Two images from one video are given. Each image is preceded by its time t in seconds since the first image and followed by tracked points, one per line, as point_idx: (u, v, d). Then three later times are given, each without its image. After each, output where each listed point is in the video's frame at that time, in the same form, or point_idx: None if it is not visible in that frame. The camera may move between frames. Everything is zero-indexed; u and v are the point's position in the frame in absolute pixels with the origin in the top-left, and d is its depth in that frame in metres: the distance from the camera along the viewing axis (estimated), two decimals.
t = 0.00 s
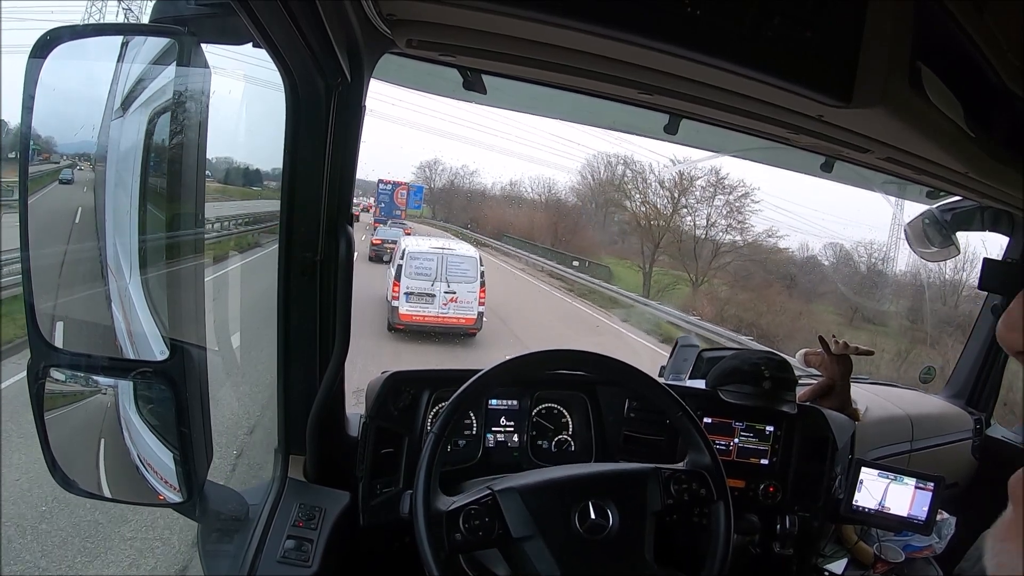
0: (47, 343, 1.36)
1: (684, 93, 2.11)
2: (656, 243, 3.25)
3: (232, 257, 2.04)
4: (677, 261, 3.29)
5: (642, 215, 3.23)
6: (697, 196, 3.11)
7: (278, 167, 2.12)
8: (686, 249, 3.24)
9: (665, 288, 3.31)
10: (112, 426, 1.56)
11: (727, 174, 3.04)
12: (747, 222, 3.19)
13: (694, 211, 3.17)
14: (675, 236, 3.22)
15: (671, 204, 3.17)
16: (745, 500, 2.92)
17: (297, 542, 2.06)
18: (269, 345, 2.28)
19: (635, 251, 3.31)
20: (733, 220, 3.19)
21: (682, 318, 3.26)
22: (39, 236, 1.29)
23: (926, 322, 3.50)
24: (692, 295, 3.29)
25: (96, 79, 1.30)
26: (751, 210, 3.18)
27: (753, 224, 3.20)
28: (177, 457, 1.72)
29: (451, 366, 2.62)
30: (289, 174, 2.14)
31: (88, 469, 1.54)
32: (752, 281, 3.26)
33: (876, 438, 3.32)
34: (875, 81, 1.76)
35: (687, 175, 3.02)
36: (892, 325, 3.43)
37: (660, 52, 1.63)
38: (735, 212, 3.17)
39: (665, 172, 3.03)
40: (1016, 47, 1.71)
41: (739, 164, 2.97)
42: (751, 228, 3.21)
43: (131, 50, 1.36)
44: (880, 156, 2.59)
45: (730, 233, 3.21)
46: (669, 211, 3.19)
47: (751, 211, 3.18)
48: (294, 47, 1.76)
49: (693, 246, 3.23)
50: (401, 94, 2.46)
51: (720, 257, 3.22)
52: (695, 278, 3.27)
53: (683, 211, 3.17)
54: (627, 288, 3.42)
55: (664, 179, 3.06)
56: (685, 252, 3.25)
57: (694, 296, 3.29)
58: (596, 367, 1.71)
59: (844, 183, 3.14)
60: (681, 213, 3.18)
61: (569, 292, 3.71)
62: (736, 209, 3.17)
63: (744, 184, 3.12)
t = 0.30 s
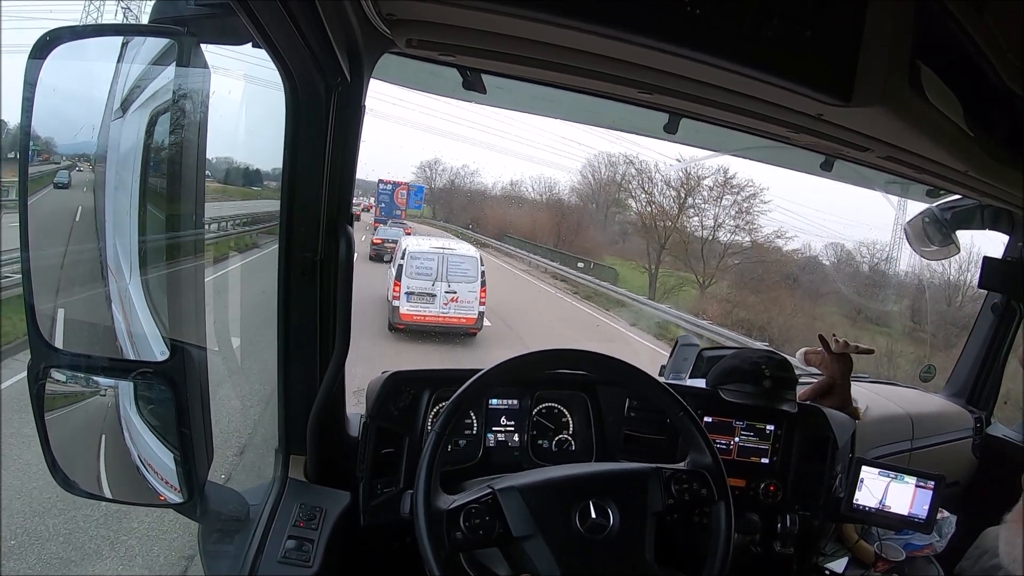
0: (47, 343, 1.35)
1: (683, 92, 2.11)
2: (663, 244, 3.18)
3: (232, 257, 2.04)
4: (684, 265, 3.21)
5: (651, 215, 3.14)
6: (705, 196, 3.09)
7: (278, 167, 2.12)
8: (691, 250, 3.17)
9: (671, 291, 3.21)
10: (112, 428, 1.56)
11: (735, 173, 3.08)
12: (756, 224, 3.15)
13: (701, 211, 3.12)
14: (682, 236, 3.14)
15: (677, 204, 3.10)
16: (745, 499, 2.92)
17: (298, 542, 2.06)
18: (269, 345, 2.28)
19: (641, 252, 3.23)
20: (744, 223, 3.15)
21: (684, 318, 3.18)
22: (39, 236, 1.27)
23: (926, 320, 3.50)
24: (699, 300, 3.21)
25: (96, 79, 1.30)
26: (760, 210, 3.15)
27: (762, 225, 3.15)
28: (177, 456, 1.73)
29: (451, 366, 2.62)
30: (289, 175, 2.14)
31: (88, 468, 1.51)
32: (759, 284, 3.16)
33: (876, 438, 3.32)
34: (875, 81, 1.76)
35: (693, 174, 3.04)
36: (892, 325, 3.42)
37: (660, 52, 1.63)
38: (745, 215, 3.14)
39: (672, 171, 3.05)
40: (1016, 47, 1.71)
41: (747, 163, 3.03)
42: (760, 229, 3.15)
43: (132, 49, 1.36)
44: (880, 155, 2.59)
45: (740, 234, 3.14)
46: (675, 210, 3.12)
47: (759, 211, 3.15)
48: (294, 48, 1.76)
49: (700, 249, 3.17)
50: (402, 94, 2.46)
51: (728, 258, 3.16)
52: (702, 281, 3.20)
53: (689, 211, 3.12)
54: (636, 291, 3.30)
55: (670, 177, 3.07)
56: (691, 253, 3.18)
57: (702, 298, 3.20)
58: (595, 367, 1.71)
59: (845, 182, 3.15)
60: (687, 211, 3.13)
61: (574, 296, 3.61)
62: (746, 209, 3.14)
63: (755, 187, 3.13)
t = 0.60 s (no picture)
0: (47, 343, 1.36)
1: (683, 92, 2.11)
2: (669, 244, 3.19)
3: (232, 257, 2.04)
4: (690, 266, 3.23)
5: (659, 216, 3.16)
6: (712, 197, 3.11)
7: (278, 167, 2.12)
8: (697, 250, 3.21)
9: (677, 293, 3.21)
10: (112, 427, 1.56)
11: (743, 174, 3.07)
12: (766, 225, 3.18)
13: (709, 211, 3.14)
14: (688, 237, 3.16)
15: (684, 204, 3.14)
16: (745, 499, 2.92)
17: (297, 542, 2.07)
18: (269, 345, 2.28)
19: (647, 254, 3.25)
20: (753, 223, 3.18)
21: (685, 319, 3.14)
22: (38, 236, 1.27)
23: (926, 320, 3.50)
24: (706, 303, 3.21)
25: (95, 79, 1.30)
26: (769, 210, 3.19)
27: (770, 226, 3.19)
28: (177, 456, 1.73)
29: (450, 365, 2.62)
30: (289, 175, 2.14)
31: (89, 467, 1.53)
32: (764, 284, 3.19)
33: (875, 438, 3.32)
34: (875, 81, 1.76)
35: (701, 174, 3.05)
36: (892, 325, 3.42)
37: (660, 52, 1.63)
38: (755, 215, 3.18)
39: (678, 171, 3.05)
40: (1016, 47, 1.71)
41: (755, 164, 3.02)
42: (768, 230, 3.19)
43: (131, 49, 1.36)
44: (880, 155, 2.59)
45: (749, 234, 3.17)
46: (681, 211, 3.15)
47: (769, 212, 3.19)
48: (294, 48, 1.76)
49: (706, 249, 3.19)
50: (402, 93, 2.45)
51: (738, 258, 3.17)
52: (708, 283, 3.21)
53: (694, 212, 3.15)
54: (640, 293, 3.32)
55: (677, 177, 3.08)
56: (698, 255, 3.21)
57: (710, 300, 3.20)
58: (595, 367, 1.71)
59: (845, 183, 3.15)
60: (691, 212, 3.15)
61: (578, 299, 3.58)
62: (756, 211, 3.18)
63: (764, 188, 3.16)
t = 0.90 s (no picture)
0: (47, 343, 1.35)
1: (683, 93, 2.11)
2: (674, 245, 3.27)
3: (233, 258, 2.04)
4: (696, 268, 3.28)
5: (665, 216, 3.24)
6: (721, 198, 3.16)
7: (278, 168, 2.12)
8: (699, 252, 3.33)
9: (683, 296, 3.25)
10: (112, 426, 1.56)
11: (752, 174, 3.09)
12: (775, 227, 3.22)
13: (716, 211, 3.21)
14: (695, 237, 3.24)
15: (690, 205, 3.19)
16: (745, 499, 2.92)
17: (297, 542, 2.07)
18: (269, 345, 2.29)
19: (651, 255, 3.33)
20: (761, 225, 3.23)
21: (685, 319, 3.22)
22: (39, 237, 1.26)
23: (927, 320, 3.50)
24: (714, 304, 3.26)
25: (95, 79, 1.29)
26: (779, 211, 3.22)
27: (780, 227, 3.22)
28: (177, 457, 1.74)
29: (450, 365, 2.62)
30: (289, 175, 2.14)
31: (90, 467, 1.53)
32: (770, 284, 3.24)
33: (875, 438, 3.32)
34: (875, 81, 1.76)
35: (708, 175, 3.08)
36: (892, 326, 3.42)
37: (660, 52, 1.63)
38: (764, 218, 3.22)
39: (685, 171, 3.08)
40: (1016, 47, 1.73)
41: (764, 165, 3.03)
42: (778, 231, 3.22)
43: (132, 50, 1.36)
44: (880, 155, 2.59)
45: (757, 236, 3.22)
46: (687, 211, 3.21)
47: (778, 212, 3.21)
48: (294, 48, 1.76)
49: (714, 251, 3.27)
50: (402, 93, 2.45)
51: (747, 259, 3.23)
52: (716, 285, 3.26)
53: (699, 212, 3.21)
54: (645, 294, 3.36)
55: (684, 178, 3.11)
56: (705, 256, 3.28)
57: (717, 302, 3.25)
58: (594, 367, 1.71)
59: (846, 183, 3.15)
60: (696, 213, 3.21)
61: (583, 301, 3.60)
62: (766, 213, 3.22)
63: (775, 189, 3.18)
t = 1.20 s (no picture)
0: (47, 343, 1.34)
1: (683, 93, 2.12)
2: (681, 246, 3.31)
3: (232, 259, 2.04)
4: (706, 270, 3.36)
5: (672, 217, 3.24)
6: (729, 199, 3.18)
7: (278, 168, 2.12)
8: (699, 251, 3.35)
9: (689, 297, 3.31)
10: (113, 427, 1.56)
11: (761, 174, 3.11)
12: (784, 227, 3.29)
13: (723, 211, 3.25)
14: (703, 240, 3.30)
15: (696, 205, 3.20)
16: (745, 499, 2.92)
17: (297, 542, 2.06)
18: (270, 345, 2.29)
19: (657, 256, 3.37)
20: (770, 226, 3.30)
21: (684, 318, 3.25)
22: (38, 237, 1.26)
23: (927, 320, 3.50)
24: (721, 306, 3.34)
25: (95, 79, 1.29)
26: (788, 213, 3.28)
27: (789, 228, 3.29)
28: (177, 457, 1.74)
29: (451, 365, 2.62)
30: (289, 176, 2.14)
31: (90, 469, 1.53)
32: (777, 285, 3.33)
33: (875, 437, 3.32)
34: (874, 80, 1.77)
35: (716, 176, 3.09)
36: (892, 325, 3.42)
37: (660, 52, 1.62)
38: (773, 219, 3.29)
39: (693, 171, 3.07)
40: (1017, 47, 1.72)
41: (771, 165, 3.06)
42: (786, 232, 3.29)
43: (131, 50, 1.36)
44: (880, 155, 2.59)
45: (765, 237, 3.31)
46: (694, 211, 3.22)
47: (787, 213, 3.27)
48: (294, 48, 1.77)
49: (723, 254, 3.34)
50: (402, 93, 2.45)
51: (754, 259, 3.32)
52: (724, 290, 3.35)
53: (707, 212, 3.23)
54: (651, 296, 3.39)
55: (690, 178, 3.10)
56: (713, 256, 3.34)
57: (726, 305, 3.33)
58: (591, 366, 1.72)
59: (845, 182, 3.15)
60: (703, 214, 3.23)
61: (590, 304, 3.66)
62: (773, 214, 3.28)
63: (783, 188, 3.24)
